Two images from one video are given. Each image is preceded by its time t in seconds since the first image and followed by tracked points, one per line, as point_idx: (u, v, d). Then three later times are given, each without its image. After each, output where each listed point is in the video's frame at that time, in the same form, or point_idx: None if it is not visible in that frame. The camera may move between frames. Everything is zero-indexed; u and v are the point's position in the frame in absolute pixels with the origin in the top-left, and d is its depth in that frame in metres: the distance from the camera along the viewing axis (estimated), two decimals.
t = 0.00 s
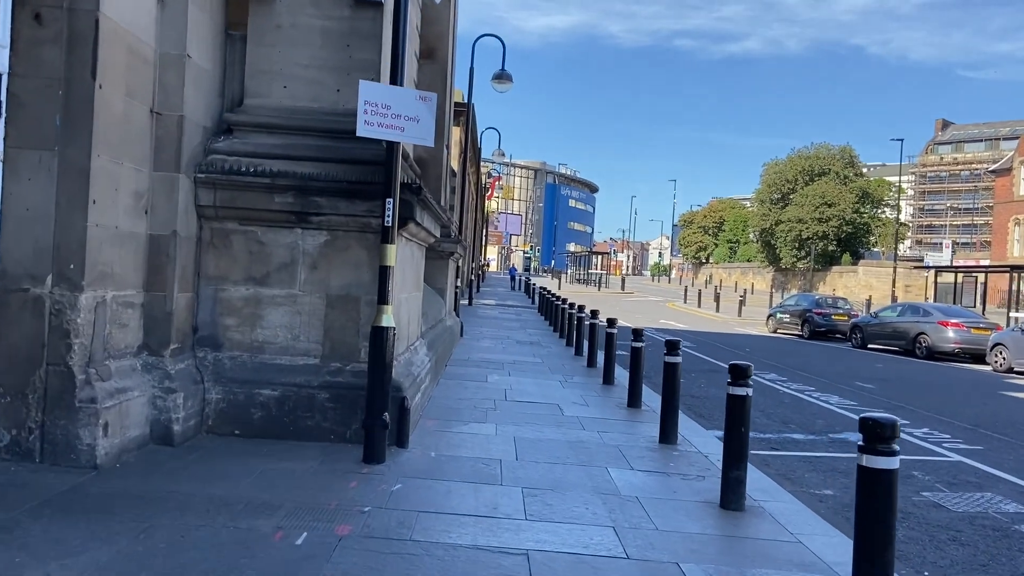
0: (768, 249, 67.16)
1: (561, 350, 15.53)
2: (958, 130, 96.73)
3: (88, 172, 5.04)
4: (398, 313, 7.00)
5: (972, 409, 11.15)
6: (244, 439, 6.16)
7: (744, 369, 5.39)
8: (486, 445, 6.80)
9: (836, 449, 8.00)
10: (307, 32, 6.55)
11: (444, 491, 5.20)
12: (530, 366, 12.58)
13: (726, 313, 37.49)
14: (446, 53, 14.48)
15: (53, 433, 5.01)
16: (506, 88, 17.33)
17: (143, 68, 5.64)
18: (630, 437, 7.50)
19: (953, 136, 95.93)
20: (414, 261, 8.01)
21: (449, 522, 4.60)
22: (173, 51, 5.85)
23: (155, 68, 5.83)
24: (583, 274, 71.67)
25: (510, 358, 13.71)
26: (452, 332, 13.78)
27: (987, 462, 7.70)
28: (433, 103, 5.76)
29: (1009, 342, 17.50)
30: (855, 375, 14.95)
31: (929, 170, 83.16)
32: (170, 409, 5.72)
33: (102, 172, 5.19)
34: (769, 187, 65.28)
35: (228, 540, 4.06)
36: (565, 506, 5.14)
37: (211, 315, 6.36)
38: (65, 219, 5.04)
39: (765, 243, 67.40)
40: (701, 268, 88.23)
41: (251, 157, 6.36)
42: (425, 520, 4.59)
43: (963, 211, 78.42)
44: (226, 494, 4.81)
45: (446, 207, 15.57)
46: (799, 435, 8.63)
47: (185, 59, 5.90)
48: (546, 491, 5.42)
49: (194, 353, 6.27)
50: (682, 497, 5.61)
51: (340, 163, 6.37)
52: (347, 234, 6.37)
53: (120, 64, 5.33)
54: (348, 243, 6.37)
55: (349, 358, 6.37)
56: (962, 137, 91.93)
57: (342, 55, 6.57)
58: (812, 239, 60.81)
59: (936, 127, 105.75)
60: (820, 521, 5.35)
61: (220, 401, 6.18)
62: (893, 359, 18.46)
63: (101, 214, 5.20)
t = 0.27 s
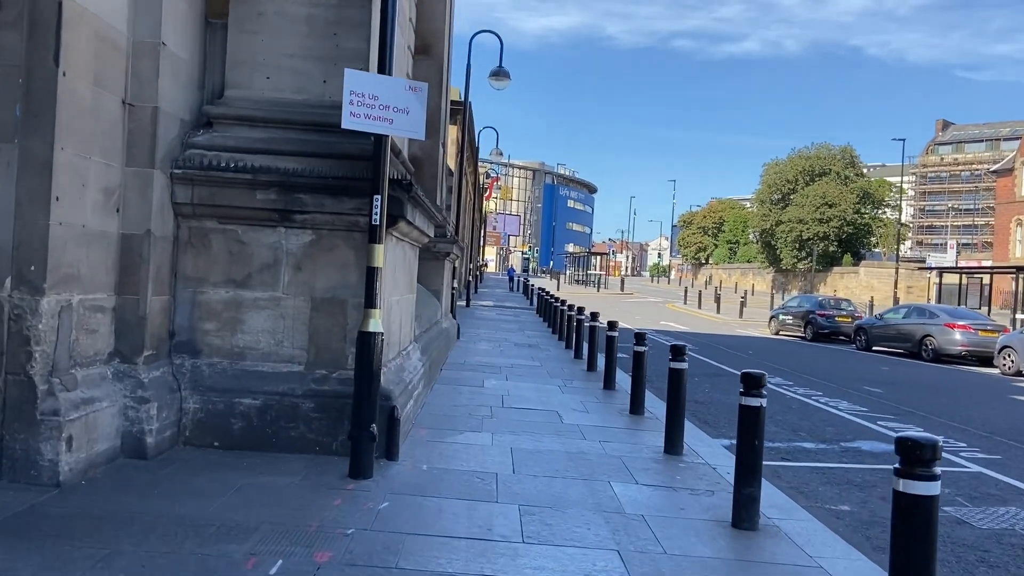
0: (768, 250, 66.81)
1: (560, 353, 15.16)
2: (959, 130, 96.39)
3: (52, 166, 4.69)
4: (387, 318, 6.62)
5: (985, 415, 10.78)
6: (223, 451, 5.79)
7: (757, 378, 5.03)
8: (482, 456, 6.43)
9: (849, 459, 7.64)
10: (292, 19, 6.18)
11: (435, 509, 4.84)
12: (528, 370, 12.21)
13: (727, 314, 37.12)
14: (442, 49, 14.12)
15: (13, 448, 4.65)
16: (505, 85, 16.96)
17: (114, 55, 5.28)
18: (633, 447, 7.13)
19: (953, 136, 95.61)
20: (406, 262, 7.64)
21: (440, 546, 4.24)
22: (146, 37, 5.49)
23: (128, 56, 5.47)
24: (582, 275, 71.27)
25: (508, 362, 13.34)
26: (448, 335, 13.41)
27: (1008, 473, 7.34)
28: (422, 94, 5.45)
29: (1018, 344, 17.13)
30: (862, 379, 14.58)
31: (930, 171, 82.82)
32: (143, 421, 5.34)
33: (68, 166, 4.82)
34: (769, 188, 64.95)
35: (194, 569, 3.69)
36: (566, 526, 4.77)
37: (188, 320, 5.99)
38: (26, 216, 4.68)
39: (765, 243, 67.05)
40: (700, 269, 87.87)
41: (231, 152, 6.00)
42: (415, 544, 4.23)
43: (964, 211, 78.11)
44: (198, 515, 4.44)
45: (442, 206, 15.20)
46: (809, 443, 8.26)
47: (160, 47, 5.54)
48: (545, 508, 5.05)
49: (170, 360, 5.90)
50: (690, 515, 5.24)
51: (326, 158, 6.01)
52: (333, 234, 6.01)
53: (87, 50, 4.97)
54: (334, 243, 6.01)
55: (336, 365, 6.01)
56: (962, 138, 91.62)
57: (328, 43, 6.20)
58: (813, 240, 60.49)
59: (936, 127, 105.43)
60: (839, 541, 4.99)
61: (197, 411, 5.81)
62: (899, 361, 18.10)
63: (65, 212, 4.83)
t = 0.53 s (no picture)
0: (767, 250, 66.52)
1: (559, 356, 14.77)
2: (957, 131, 96.18)
3: (5, 155, 4.31)
4: (377, 321, 6.22)
5: (999, 419, 10.41)
6: (199, 463, 5.41)
7: (774, 384, 4.65)
8: (477, 467, 6.05)
9: (863, 467, 7.26)
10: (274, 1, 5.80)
11: (426, 528, 4.45)
12: (526, 374, 11.82)
13: (726, 315, 36.78)
14: (437, 43, 13.74)
15: None
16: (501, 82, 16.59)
17: (78, 38, 4.90)
18: (637, 456, 6.75)
19: (951, 136, 95.40)
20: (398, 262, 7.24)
21: (430, 571, 3.86)
22: (115, 19, 5.11)
23: (95, 39, 5.08)
24: (580, 276, 70.93)
25: (505, 365, 12.95)
26: (444, 337, 13.03)
27: None
28: (413, 80, 5.05)
29: None
30: (868, 381, 14.23)
31: (928, 171, 82.61)
32: (110, 432, 4.96)
33: (24, 156, 4.45)
34: (768, 188, 64.65)
35: None
36: (567, 546, 4.39)
37: (163, 323, 5.60)
38: None
39: (763, 244, 66.78)
40: (698, 270, 87.56)
41: (209, 143, 5.62)
42: (402, 569, 3.85)
43: (963, 211, 77.87)
44: (165, 536, 4.06)
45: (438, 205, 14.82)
46: (821, 450, 7.89)
47: (130, 30, 5.16)
48: (545, 526, 4.67)
49: (143, 366, 5.51)
50: (702, 532, 4.86)
51: (311, 150, 5.62)
52: (318, 231, 5.62)
53: (46, 31, 4.59)
54: (319, 241, 5.62)
55: (321, 371, 5.62)
56: (961, 138, 91.43)
57: (313, 28, 5.82)
58: (811, 241, 60.19)
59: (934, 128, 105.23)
60: (863, 561, 4.60)
61: (172, 421, 5.43)
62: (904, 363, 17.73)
63: (22, 206, 4.45)
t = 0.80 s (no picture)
0: (763, 250, 66.29)
1: (555, 358, 14.42)
2: (953, 131, 96.09)
3: None
4: (363, 326, 5.86)
5: (1009, 425, 10.08)
6: (169, 480, 5.05)
7: (787, 395, 4.32)
8: (469, 481, 5.69)
9: (874, 477, 6.91)
10: None
11: (410, 553, 4.10)
12: (521, 378, 11.46)
13: (724, 315, 36.50)
14: (430, 38, 13.36)
15: None
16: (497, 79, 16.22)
17: (35, 22, 4.53)
18: (638, 467, 6.40)
19: (947, 136, 95.31)
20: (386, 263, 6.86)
21: None
22: (76, 3, 4.73)
23: (55, 24, 4.71)
24: (576, 276, 70.62)
25: (500, 369, 12.60)
26: (437, 340, 12.68)
27: None
28: (397, 67, 4.72)
29: None
30: (872, 384, 13.91)
31: (924, 171, 82.47)
32: (70, 448, 4.61)
33: None
34: (764, 189, 64.40)
35: None
36: (564, 572, 4.03)
37: (131, 329, 5.24)
38: None
39: (760, 244, 66.54)
40: (695, 270, 87.32)
41: (181, 137, 5.25)
42: None
43: (959, 212, 77.73)
44: (122, 566, 3.70)
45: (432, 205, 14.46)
46: (828, 459, 7.55)
47: (93, 14, 4.79)
48: (540, 550, 4.32)
49: (109, 376, 5.15)
50: (709, 553, 4.52)
51: (290, 144, 5.25)
52: (297, 230, 5.26)
53: None
54: (298, 242, 5.26)
55: (300, 381, 5.26)
56: (956, 138, 91.36)
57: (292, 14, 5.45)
58: (808, 241, 59.96)
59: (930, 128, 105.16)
60: None
61: (139, 435, 5.08)
62: (906, 365, 17.40)
63: None
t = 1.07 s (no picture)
0: (761, 251, 65.96)
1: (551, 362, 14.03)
2: (951, 131, 95.87)
3: None
4: (344, 330, 5.47)
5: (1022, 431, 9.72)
6: (131, 497, 4.67)
7: (802, 407, 3.99)
8: (456, 496, 5.31)
9: (887, 490, 6.53)
10: None
11: None
12: (515, 382, 11.07)
13: (722, 317, 36.14)
14: (421, 32, 12.98)
15: None
16: (490, 75, 15.86)
17: None
18: (637, 479, 6.02)
19: (945, 137, 95.10)
20: (370, 262, 6.46)
21: None
22: None
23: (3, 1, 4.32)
24: (574, 277, 70.20)
25: (494, 372, 12.21)
26: (429, 343, 12.29)
27: None
28: (376, 50, 4.34)
29: None
30: (876, 387, 13.54)
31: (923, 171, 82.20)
32: (19, 465, 4.22)
33: None
34: (762, 189, 64.08)
35: None
36: None
37: (90, 334, 4.85)
38: None
39: (758, 245, 66.20)
40: (693, 271, 86.97)
41: (144, 127, 4.87)
42: None
43: (957, 212, 77.50)
44: None
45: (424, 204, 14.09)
46: (837, 469, 7.19)
47: None
48: None
49: (65, 385, 4.76)
50: None
51: (262, 134, 4.88)
52: (270, 227, 4.88)
53: None
54: (271, 239, 4.88)
55: (273, 390, 4.88)
56: (955, 138, 91.13)
57: None
58: (806, 242, 59.65)
59: (928, 128, 104.94)
60: None
61: (98, 449, 4.70)
62: (910, 368, 17.05)
63: None
